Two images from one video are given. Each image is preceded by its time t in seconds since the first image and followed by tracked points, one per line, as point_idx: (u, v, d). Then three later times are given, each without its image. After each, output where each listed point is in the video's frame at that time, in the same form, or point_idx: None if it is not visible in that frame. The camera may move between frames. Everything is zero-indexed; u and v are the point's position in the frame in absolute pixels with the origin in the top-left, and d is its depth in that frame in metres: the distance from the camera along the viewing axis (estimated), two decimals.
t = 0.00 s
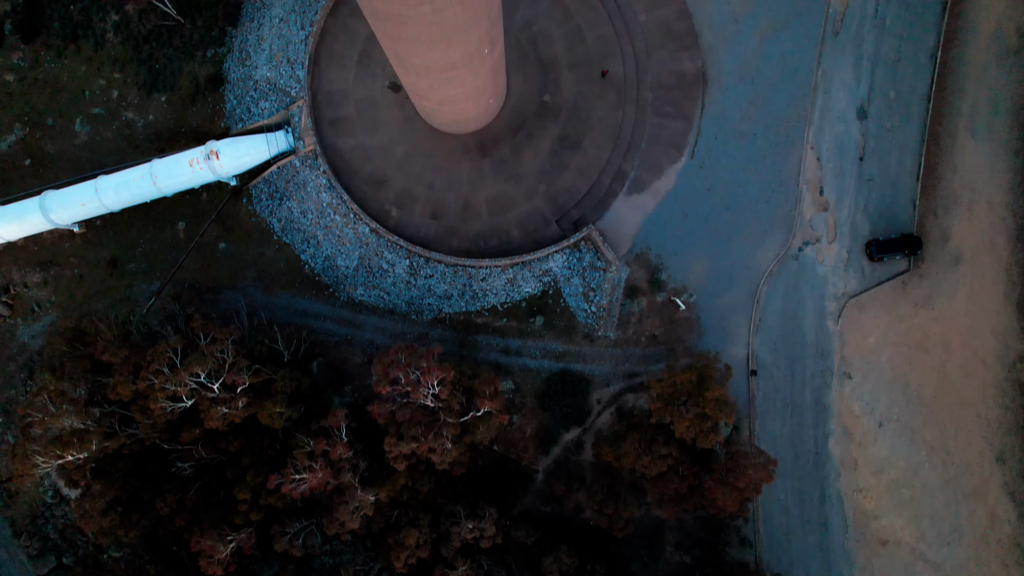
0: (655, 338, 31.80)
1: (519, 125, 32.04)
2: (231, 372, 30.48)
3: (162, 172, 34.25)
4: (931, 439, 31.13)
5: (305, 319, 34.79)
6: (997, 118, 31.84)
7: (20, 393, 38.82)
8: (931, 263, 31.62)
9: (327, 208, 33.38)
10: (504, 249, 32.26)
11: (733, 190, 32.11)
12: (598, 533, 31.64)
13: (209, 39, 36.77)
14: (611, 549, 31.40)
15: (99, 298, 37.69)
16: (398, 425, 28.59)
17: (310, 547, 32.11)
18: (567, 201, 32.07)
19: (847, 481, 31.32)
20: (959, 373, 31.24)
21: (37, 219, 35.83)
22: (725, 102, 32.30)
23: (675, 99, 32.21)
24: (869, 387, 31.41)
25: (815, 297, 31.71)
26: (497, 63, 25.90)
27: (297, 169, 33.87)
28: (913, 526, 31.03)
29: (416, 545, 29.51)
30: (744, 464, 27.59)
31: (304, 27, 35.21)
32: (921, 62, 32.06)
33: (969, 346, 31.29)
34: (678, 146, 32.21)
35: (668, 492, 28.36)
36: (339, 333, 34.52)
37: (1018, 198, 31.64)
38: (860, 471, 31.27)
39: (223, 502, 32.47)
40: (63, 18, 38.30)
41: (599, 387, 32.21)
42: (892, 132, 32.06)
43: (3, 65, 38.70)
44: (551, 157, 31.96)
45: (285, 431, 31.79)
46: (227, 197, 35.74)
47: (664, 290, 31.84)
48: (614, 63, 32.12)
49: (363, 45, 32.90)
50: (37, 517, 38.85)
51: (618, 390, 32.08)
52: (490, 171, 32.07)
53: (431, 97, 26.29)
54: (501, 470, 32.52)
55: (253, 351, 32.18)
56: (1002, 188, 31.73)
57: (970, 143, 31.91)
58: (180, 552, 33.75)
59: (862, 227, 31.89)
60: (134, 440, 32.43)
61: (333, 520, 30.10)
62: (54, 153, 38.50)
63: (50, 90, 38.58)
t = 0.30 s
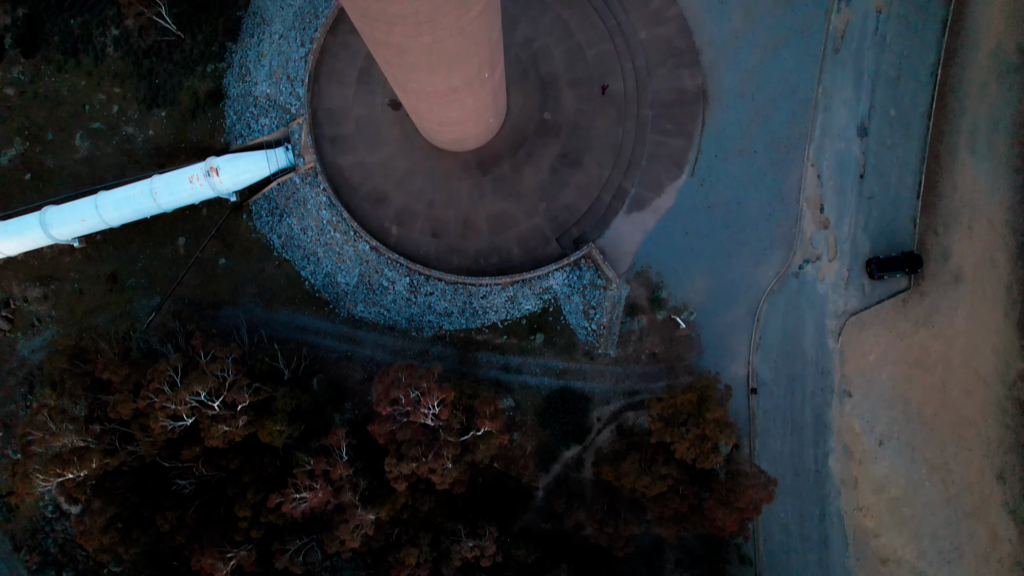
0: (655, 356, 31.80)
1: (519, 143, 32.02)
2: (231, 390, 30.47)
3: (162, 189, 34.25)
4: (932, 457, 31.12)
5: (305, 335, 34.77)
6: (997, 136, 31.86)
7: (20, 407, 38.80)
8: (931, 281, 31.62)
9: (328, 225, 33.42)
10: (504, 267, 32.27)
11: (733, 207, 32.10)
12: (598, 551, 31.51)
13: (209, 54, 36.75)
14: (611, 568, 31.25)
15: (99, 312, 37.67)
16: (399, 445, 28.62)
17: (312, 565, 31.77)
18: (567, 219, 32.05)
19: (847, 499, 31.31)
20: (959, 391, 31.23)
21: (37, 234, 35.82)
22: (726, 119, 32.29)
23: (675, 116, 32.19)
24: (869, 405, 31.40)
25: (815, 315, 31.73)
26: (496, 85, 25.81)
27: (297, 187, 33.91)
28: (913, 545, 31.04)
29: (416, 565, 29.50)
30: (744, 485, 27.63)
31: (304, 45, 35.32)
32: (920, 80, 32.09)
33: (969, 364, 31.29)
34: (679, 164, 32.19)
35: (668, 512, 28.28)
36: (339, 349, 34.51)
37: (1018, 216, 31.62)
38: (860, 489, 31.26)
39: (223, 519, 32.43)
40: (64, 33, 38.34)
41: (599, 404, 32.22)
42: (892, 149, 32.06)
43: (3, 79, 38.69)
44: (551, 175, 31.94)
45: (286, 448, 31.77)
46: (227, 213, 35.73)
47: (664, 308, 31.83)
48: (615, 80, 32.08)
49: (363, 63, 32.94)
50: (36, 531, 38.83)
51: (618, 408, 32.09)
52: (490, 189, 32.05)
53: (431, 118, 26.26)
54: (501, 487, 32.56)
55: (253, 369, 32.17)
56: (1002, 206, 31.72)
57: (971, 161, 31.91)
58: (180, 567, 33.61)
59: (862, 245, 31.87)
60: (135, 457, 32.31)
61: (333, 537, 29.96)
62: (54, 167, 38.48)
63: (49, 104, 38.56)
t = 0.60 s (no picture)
0: (655, 374, 31.81)
1: (519, 160, 32.02)
2: (232, 409, 30.46)
3: (162, 205, 34.22)
4: (932, 475, 31.12)
5: (306, 351, 34.76)
6: (997, 154, 31.86)
7: (20, 422, 38.78)
8: (931, 299, 31.62)
9: (328, 243, 33.46)
10: (504, 285, 32.29)
11: (733, 225, 32.09)
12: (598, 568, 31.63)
13: (209, 69, 36.75)
14: None
15: (100, 327, 37.66)
16: (399, 465, 28.63)
17: None
18: (567, 237, 32.05)
19: (847, 517, 31.31)
20: (959, 409, 31.22)
21: (37, 250, 35.79)
22: (726, 137, 32.29)
23: (676, 134, 32.18)
24: (870, 423, 31.39)
25: (816, 332, 31.73)
26: (496, 107, 25.80)
27: (297, 204, 33.94)
28: (913, 563, 31.06)
29: None
30: (744, 505, 27.66)
31: (305, 61, 35.40)
32: (920, 98, 32.11)
33: (969, 382, 31.27)
34: (679, 181, 32.19)
35: (668, 531, 28.30)
36: (340, 366, 34.51)
37: (1018, 234, 31.61)
38: (861, 507, 31.27)
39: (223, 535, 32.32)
40: (65, 47, 38.37)
41: (599, 422, 32.21)
42: (892, 167, 32.06)
43: (3, 94, 38.70)
44: (551, 193, 31.93)
45: (286, 465, 31.77)
46: (227, 229, 35.72)
47: (664, 326, 31.83)
48: (615, 97, 32.07)
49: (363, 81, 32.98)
50: (36, 545, 38.82)
51: (619, 425, 32.10)
52: (491, 207, 32.04)
53: (431, 140, 26.25)
54: (502, 504, 32.56)
55: (254, 387, 32.17)
56: (1003, 224, 31.71)
57: (971, 179, 31.92)
58: None
59: (863, 263, 31.86)
60: (135, 474, 32.39)
61: (334, 556, 29.66)
62: (55, 182, 38.47)
63: (50, 119, 38.55)
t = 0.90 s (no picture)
0: (655, 392, 31.84)
1: (519, 178, 32.02)
2: (233, 427, 30.50)
3: (163, 221, 34.21)
4: (932, 493, 31.13)
5: (306, 367, 34.79)
6: (998, 172, 31.86)
7: (21, 435, 38.81)
8: (931, 317, 31.63)
9: (328, 260, 33.51)
10: (504, 302, 32.32)
11: (734, 242, 32.10)
12: None
13: (210, 84, 36.77)
14: None
15: (100, 342, 37.69)
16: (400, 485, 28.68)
17: None
18: (568, 254, 32.06)
19: (847, 534, 31.35)
20: (959, 427, 31.20)
21: (38, 265, 35.80)
22: (726, 154, 32.30)
23: (676, 151, 32.19)
24: (870, 441, 31.39)
25: (816, 350, 31.74)
26: (497, 129, 25.84)
27: (297, 221, 34.02)
28: None
29: None
30: (745, 525, 27.71)
31: (305, 78, 35.44)
32: (921, 116, 32.13)
33: (969, 400, 31.26)
34: (679, 199, 32.20)
35: (668, 550, 28.30)
36: (340, 382, 34.55)
37: (1018, 252, 31.60)
38: (861, 525, 31.29)
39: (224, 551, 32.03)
40: (66, 62, 38.46)
41: (600, 439, 32.24)
42: (892, 185, 32.06)
43: (4, 108, 38.71)
44: (552, 211, 31.94)
45: (287, 483, 31.79)
46: (227, 244, 35.74)
47: (664, 343, 31.85)
48: (615, 115, 32.07)
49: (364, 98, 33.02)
50: (37, 559, 38.87)
51: (619, 442, 32.13)
52: (491, 225, 32.05)
53: (433, 162, 26.25)
54: (502, 521, 32.59)
55: (255, 404, 32.20)
56: (1003, 242, 31.70)
57: (970, 197, 31.92)
58: None
59: (863, 280, 31.86)
60: (136, 491, 32.30)
61: None
62: (55, 196, 38.47)
63: (51, 133, 38.57)
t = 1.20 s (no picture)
0: (656, 410, 31.88)
1: (520, 196, 32.04)
2: (234, 445, 30.49)
3: (164, 237, 34.23)
4: (932, 511, 31.14)
5: (307, 383, 34.84)
6: (998, 189, 31.86)
7: (22, 449, 38.84)
8: (931, 335, 31.65)
9: (329, 277, 33.56)
10: (504, 320, 32.37)
11: (734, 260, 32.13)
12: None
13: (210, 100, 36.78)
14: None
15: (101, 356, 37.72)
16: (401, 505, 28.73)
17: None
18: (568, 272, 32.09)
19: (847, 552, 31.37)
20: (959, 445, 31.19)
21: (39, 281, 35.82)
22: (727, 172, 32.32)
23: (676, 169, 32.20)
24: (870, 459, 31.42)
25: (816, 368, 31.77)
26: (497, 152, 25.88)
27: (299, 238, 34.13)
28: None
29: None
30: (745, 545, 27.77)
31: (305, 95, 35.45)
32: (921, 134, 32.16)
33: (969, 418, 31.25)
34: (680, 217, 32.22)
35: (668, 570, 28.31)
36: (341, 398, 34.58)
37: (1019, 270, 31.59)
38: (861, 543, 31.31)
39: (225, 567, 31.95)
40: (67, 76, 38.51)
41: (600, 456, 32.27)
42: (893, 202, 32.08)
43: (6, 122, 38.76)
44: (552, 229, 31.96)
45: (288, 500, 31.80)
46: (228, 260, 35.76)
47: (665, 361, 31.88)
48: (615, 132, 32.08)
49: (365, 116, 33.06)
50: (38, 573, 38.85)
51: (619, 460, 32.15)
52: (491, 243, 32.07)
53: (434, 184, 26.23)
54: (502, 537, 32.50)
55: (256, 421, 32.23)
56: (1003, 259, 31.67)
57: (971, 215, 31.92)
58: None
59: (863, 298, 31.88)
60: (138, 507, 32.24)
61: None
62: (56, 211, 38.48)
63: (51, 147, 38.58)
